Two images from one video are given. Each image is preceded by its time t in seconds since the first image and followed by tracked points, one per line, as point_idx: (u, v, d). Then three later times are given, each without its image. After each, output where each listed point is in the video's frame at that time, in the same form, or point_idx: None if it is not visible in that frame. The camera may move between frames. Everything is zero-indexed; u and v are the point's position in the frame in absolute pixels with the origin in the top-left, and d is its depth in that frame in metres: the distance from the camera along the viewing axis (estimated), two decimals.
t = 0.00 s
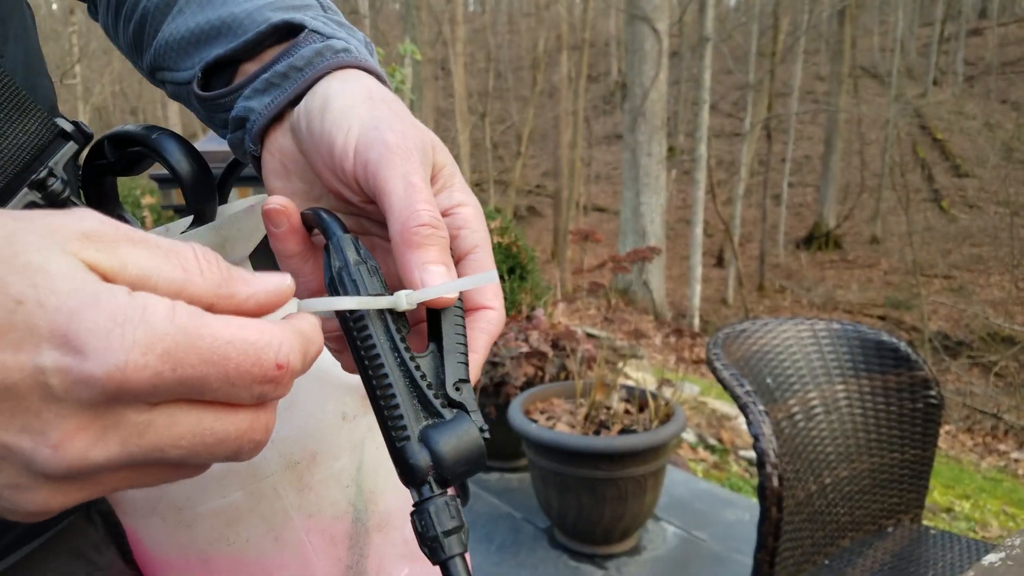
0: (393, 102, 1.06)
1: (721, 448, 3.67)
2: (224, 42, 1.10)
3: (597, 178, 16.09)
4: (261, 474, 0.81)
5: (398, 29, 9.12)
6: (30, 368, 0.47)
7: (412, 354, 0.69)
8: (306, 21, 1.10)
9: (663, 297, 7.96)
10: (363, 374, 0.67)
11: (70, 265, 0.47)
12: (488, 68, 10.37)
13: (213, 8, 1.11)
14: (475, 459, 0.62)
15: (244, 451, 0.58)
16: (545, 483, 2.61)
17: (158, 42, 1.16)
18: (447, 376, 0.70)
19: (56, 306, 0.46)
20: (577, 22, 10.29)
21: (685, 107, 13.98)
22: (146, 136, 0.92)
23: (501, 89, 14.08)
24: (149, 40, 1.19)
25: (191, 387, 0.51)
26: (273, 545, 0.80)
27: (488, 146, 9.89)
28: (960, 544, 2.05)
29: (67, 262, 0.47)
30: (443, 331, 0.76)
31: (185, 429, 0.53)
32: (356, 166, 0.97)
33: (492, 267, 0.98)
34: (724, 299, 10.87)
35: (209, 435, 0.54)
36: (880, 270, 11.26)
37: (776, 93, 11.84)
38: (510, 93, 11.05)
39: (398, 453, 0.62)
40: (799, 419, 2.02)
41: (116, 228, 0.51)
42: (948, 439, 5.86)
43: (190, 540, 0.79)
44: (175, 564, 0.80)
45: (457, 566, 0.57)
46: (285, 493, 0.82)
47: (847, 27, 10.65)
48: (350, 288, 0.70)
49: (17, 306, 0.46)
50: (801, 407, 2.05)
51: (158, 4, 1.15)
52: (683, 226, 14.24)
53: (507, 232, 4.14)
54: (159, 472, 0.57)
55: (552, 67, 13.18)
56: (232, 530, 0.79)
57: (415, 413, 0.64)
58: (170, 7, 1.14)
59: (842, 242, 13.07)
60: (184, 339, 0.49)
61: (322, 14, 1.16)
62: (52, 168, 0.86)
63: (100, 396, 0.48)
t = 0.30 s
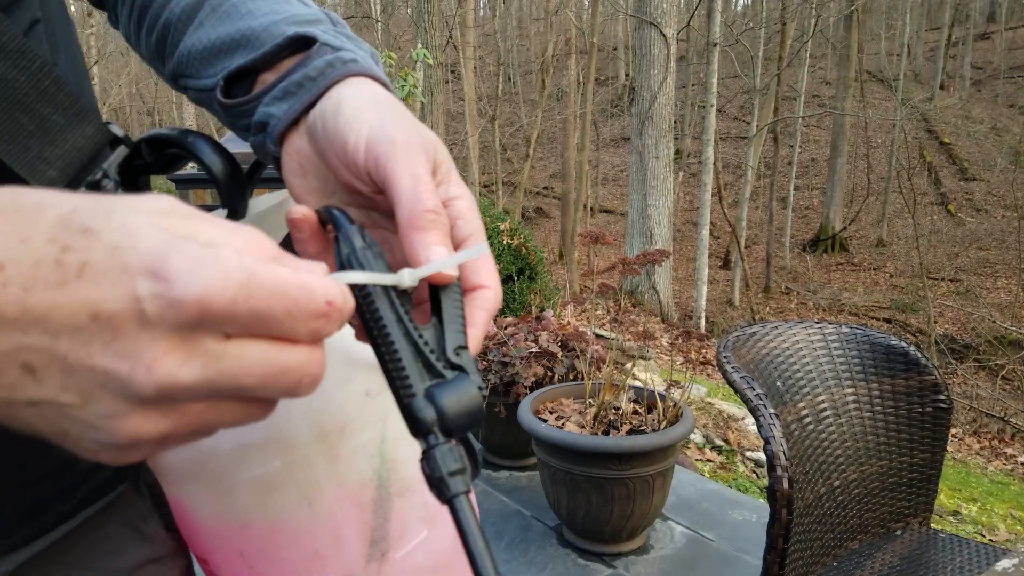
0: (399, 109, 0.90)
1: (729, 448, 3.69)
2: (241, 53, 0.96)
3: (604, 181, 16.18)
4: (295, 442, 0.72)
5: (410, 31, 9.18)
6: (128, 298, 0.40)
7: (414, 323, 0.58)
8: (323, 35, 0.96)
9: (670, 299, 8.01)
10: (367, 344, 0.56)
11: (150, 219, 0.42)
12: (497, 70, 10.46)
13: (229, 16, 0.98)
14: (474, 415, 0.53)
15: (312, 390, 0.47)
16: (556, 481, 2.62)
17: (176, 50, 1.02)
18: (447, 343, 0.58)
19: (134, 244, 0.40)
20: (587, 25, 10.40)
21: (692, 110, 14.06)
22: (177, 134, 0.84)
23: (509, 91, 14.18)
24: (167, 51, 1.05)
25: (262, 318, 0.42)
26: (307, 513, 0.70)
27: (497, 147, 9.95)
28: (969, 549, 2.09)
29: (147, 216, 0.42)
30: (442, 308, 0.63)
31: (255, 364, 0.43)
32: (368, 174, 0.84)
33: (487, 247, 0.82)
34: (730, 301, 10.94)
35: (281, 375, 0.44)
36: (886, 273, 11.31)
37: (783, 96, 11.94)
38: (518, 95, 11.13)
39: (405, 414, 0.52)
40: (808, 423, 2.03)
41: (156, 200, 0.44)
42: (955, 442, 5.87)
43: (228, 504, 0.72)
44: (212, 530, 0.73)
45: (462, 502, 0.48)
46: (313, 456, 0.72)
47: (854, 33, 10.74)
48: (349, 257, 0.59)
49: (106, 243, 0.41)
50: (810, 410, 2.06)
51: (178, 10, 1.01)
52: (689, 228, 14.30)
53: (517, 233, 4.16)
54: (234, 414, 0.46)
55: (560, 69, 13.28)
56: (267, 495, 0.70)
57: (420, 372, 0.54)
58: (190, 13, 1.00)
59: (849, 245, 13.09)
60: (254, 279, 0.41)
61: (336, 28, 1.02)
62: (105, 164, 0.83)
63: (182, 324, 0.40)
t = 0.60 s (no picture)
0: (454, 140, 1.01)
1: (742, 450, 3.67)
2: (313, 89, 1.07)
3: (614, 179, 16.23)
4: (347, 443, 0.89)
5: (420, 32, 9.19)
6: (217, 347, 0.53)
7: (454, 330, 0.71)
8: (387, 76, 1.07)
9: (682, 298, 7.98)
10: (415, 346, 0.69)
11: (238, 275, 0.54)
12: (507, 69, 10.48)
13: (303, 57, 1.08)
14: (501, 409, 0.63)
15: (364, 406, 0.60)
16: (567, 484, 2.62)
17: (249, 83, 1.13)
18: (481, 347, 0.71)
19: (230, 300, 0.53)
20: (596, 24, 10.41)
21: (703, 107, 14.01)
22: (255, 161, 1.03)
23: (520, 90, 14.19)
24: (240, 83, 1.15)
25: (326, 356, 0.55)
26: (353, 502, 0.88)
27: (507, 147, 9.95)
28: (986, 552, 2.08)
29: (229, 265, 0.55)
30: (477, 318, 0.76)
31: (315, 394, 0.56)
32: (430, 201, 0.95)
33: (520, 259, 0.94)
34: (743, 299, 11.01)
35: (336, 400, 0.57)
36: (900, 270, 11.39)
37: (795, 93, 11.96)
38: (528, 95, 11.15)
39: (440, 404, 0.64)
40: (824, 426, 2.01)
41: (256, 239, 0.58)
42: (972, 442, 5.85)
43: (291, 493, 0.90)
44: (276, 514, 0.92)
45: (484, 484, 0.57)
46: (361, 456, 0.89)
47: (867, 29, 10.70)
48: (403, 267, 0.75)
49: (205, 302, 0.53)
50: (826, 413, 2.04)
51: (255, 46, 1.10)
52: (701, 226, 14.28)
53: (527, 234, 4.17)
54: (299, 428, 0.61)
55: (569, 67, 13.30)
56: (323, 487, 0.89)
57: (457, 368, 0.66)
58: (264, 50, 1.10)
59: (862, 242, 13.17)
60: (325, 324, 0.54)
61: (392, 65, 1.12)
62: (188, 190, 0.95)
63: (266, 366, 0.54)
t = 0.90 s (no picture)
0: (529, 186, 1.12)
1: (751, 452, 3.66)
2: (409, 129, 1.15)
3: (622, 178, 16.36)
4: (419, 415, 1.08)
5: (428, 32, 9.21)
6: (327, 353, 0.68)
7: (515, 342, 0.85)
8: (474, 124, 1.15)
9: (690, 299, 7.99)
10: (482, 351, 0.84)
11: (344, 298, 0.69)
12: (514, 68, 10.54)
13: (402, 99, 1.17)
14: (549, 412, 0.75)
15: (439, 399, 0.75)
16: (575, 489, 2.60)
17: (356, 119, 1.22)
18: (535, 359, 0.85)
19: (345, 317, 0.68)
20: (604, 23, 10.47)
21: (711, 106, 14.00)
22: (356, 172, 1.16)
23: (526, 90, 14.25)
24: (345, 116, 1.25)
25: (411, 361, 0.70)
26: (424, 461, 1.18)
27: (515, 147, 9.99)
28: (997, 559, 2.08)
29: (335, 283, 0.69)
30: (534, 335, 0.92)
31: (399, 392, 0.72)
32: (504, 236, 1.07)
33: (577, 285, 1.04)
34: (751, 298, 11.27)
35: (417, 395, 0.73)
36: (909, 270, 11.67)
37: (803, 93, 12.06)
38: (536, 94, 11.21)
39: (498, 403, 0.76)
40: (834, 431, 2.00)
41: (373, 263, 0.73)
42: (982, 444, 5.90)
43: (376, 450, 1.19)
44: (361, 467, 1.21)
45: (529, 471, 0.69)
46: (432, 430, 1.19)
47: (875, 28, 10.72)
48: (477, 287, 0.89)
49: (319, 323, 0.68)
50: (836, 418, 2.03)
51: (362, 86, 1.20)
52: (709, 226, 14.35)
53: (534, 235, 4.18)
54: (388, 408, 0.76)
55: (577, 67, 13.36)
56: (403, 450, 1.18)
57: (514, 373, 0.79)
58: (370, 89, 1.19)
59: (871, 242, 13.44)
60: (408, 341, 0.69)
61: (479, 110, 1.20)
62: (307, 197, 1.05)
63: (362, 375, 0.68)
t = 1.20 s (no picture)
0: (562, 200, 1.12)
1: (754, 454, 3.66)
2: (454, 144, 1.17)
3: (626, 178, 16.43)
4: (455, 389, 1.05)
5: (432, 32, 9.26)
6: (372, 339, 0.72)
7: (537, 330, 0.85)
8: (513, 141, 1.16)
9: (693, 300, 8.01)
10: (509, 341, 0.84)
11: (388, 289, 0.73)
12: (518, 68, 10.60)
13: (449, 114, 1.19)
14: (565, 393, 0.76)
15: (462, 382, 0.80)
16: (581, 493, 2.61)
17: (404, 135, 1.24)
18: (556, 347, 0.85)
19: (385, 305, 0.72)
20: (608, 23, 10.52)
21: (714, 106, 14.05)
22: (403, 176, 1.19)
23: (530, 90, 14.31)
24: (394, 131, 1.27)
25: (445, 350, 0.75)
26: (457, 440, 1.04)
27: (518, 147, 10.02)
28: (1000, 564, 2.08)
29: (381, 275, 0.74)
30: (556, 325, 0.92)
31: (428, 375, 0.76)
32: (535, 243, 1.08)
33: (596, 281, 1.04)
34: (755, 299, 11.33)
35: (437, 380, 0.77)
36: (913, 271, 11.69)
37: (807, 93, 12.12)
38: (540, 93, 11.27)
39: (521, 381, 0.77)
40: (837, 435, 2.00)
41: (417, 261, 0.77)
42: (986, 446, 5.95)
43: (410, 429, 1.06)
44: (398, 446, 1.08)
45: (544, 441, 0.71)
46: (467, 405, 1.05)
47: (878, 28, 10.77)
48: (506, 281, 0.89)
49: (369, 311, 0.72)
50: (839, 423, 2.03)
51: (412, 103, 1.22)
52: (712, 226, 14.42)
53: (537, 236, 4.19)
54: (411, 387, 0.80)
55: (581, 67, 13.42)
56: (437, 427, 1.05)
57: (536, 357, 0.80)
58: (419, 106, 1.22)
59: (875, 242, 13.46)
60: (442, 330, 0.74)
61: (518, 129, 1.21)
62: (361, 195, 1.05)
63: (397, 358, 0.73)
